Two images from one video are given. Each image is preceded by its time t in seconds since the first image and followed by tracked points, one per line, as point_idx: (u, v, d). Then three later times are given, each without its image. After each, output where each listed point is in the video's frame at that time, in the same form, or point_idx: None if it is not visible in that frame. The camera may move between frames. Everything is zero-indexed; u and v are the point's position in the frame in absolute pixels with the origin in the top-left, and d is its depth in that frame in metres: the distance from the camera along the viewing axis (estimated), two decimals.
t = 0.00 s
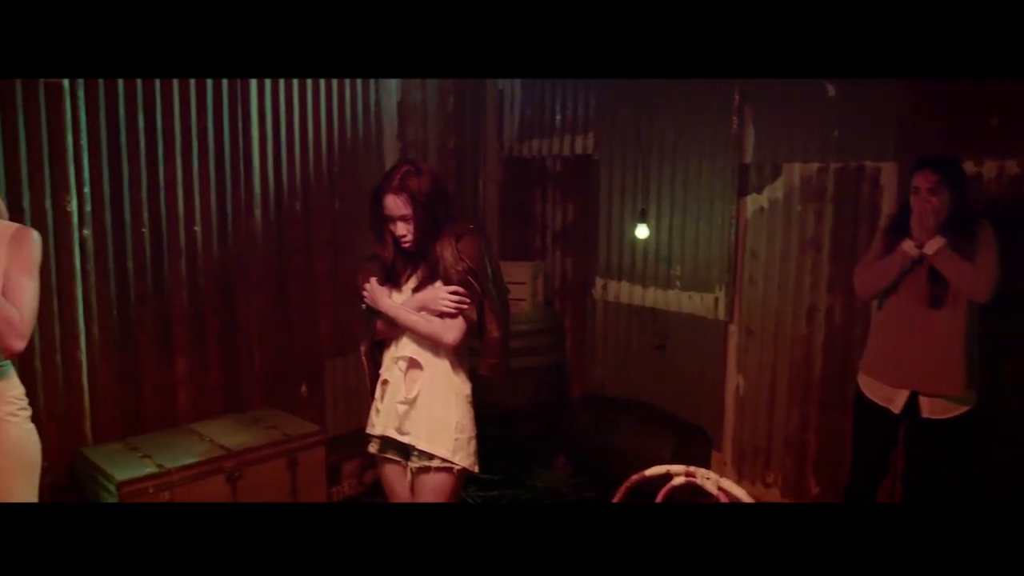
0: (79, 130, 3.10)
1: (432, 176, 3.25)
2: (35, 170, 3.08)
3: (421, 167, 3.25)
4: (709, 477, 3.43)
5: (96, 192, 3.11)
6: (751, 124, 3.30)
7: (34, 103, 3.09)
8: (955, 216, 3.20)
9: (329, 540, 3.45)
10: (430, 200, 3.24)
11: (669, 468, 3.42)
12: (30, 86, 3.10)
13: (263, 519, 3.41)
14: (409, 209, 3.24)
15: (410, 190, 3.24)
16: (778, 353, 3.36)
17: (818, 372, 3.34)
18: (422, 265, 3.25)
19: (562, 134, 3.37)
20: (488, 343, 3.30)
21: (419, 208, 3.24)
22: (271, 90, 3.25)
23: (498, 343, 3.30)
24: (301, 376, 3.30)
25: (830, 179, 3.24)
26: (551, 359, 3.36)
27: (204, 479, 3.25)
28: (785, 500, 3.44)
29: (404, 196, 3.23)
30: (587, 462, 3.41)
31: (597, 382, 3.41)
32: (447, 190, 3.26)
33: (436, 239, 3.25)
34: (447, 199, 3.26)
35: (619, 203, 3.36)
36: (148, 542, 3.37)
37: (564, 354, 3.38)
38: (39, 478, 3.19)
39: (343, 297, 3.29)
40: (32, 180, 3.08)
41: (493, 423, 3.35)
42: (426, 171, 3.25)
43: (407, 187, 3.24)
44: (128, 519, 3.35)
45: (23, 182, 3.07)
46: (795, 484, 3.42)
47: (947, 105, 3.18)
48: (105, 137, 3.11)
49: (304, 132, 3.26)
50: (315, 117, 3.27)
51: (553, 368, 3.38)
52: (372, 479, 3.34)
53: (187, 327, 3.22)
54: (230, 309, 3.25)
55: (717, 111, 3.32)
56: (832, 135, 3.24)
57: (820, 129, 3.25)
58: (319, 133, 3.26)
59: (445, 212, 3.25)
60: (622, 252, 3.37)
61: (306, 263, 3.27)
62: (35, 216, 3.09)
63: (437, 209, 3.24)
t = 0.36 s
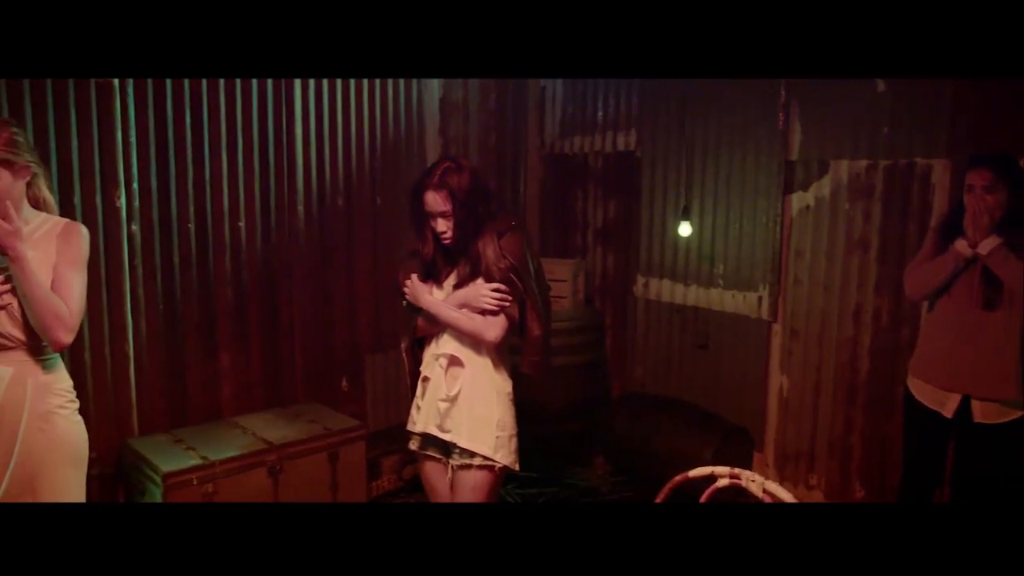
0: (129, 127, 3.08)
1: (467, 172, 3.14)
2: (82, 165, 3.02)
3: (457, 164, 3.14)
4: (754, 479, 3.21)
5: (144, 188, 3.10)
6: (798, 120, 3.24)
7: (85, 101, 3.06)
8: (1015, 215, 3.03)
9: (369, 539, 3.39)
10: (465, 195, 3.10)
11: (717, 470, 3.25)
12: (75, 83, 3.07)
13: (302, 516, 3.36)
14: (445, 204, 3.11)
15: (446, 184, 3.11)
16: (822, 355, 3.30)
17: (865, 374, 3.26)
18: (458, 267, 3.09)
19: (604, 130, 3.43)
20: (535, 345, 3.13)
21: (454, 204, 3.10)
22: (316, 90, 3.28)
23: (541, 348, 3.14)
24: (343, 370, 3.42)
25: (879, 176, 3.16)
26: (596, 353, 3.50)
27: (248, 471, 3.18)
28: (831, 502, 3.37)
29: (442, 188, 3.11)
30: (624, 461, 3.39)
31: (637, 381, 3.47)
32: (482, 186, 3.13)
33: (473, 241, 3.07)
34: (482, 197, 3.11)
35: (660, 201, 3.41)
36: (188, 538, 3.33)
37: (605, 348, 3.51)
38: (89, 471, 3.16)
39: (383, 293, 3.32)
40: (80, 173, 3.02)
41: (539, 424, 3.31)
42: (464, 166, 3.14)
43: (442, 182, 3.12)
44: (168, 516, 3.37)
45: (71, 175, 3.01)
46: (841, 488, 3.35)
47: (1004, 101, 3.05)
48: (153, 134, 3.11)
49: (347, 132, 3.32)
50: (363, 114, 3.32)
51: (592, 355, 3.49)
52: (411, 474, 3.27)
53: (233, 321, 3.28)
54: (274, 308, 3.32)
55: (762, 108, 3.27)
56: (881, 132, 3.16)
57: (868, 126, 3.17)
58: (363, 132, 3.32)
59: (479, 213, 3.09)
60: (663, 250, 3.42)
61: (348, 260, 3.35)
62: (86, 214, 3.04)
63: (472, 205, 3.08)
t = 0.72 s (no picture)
0: (139, 117, 3.08)
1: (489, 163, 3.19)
2: (92, 153, 3.02)
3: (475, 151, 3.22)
4: (768, 471, 3.33)
5: (156, 177, 3.08)
6: (814, 108, 3.21)
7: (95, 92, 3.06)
8: None
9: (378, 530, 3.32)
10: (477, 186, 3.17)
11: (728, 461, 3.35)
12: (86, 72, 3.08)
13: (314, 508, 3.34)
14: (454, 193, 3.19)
15: (457, 176, 3.19)
16: (835, 347, 3.28)
17: (879, 366, 3.23)
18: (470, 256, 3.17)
19: (617, 119, 3.35)
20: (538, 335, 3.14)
21: (463, 193, 3.18)
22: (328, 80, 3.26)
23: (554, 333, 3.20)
24: (353, 359, 3.36)
25: (896, 166, 3.10)
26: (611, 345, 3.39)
27: (259, 459, 3.20)
28: (842, 494, 3.33)
29: (454, 180, 3.19)
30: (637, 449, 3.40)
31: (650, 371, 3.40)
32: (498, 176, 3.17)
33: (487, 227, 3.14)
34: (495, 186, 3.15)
35: (674, 190, 3.35)
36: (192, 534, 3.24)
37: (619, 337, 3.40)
38: (101, 460, 3.15)
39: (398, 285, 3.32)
40: (91, 160, 3.02)
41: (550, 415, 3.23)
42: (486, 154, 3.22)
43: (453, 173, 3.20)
44: (169, 514, 3.31)
45: (82, 163, 3.01)
46: (854, 480, 3.31)
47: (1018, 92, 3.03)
48: (163, 124, 3.09)
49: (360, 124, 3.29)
50: (375, 103, 3.29)
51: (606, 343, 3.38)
52: (421, 464, 3.31)
53: (243, 311, 3.24)
54: (286, 298, 3.27)
55: (780, 98, 3.23)
56: (899, 119, 3.11)
57: (886, 116, 3.13)
58: (376, 121, 3.29)
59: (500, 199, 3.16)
60: (677, 239, 3.38)
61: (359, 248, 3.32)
62: (97, 203, 3.04)
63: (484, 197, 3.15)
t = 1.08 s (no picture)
0: (146, 106, 3.03)
1: (533, 163, 3.31)
2: (100, 141, 2.99)
3: (524, 150, 3.32)
4: (784, 467, 3.32)
5: (162, 166, 3.05)
6: (828, 97, 3.15)
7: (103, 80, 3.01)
8: None
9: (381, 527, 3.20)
10: (522, 186, 3.30)
11: (744, 458, 3.30)
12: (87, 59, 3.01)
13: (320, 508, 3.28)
14: (498, 193, 3.32)
15: (503, 175, 3.32)
16: (849, 340, 3.22)
17: (893, 363, 3.17)
18: (514, 259, 3.29)
19: (627, 110, 3.29)
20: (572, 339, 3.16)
21: (506, 193, 3.31)
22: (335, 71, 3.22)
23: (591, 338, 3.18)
24: (363, 351, 3.40)
25: (911, 158, 3.05)
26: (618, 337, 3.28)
27: (266, 451, 3.11)
28: (854, 491, 3.29)
29: (497, 178, 3.32)
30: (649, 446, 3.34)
31: (659, 364, 3.35)
32: (540, 181, 3.29)
33: (532, 227, 3.28)
34: (537, 188, 3.29)
35: (687, 181, 3.31)
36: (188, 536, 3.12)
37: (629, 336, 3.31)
38: (107, 454, 3.14)
39: (409, 274, 3.43)
40: (98, 150, 2.99)
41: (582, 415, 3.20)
42: (536, 153, 3.31)
43: (499, 170, 3.32)
44: (165, 514, 3.26)
45: (89, 153, 2.99)
46: (865, 475, 3.27)
47: None
48: (171, 113, 3.06)
49: (367, 119, 3.29)
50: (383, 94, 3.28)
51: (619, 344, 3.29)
52: (429, 456, 3.38)
53: (251, 303, 3.20)
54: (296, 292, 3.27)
55: (795, 89, 3.17)
56: (915, 109, 3.07)
57: (901, 107, 3.08)
58: (383, 113, 3.29)
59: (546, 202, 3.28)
60: (686, 231, 3.35)
61: (368, 237, 3.33)
62: (102, 191, 3.01)
63: (528, 197, 3.29)
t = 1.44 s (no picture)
0: (155, 96, 2.78)
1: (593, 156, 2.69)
2: (107, 133, 2.72)
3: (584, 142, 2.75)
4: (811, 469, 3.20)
5: (172, 158, 2.82)
6: (846, 92, 3.00)
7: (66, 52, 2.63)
8: None
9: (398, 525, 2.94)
10: (580, 178, 2.65)
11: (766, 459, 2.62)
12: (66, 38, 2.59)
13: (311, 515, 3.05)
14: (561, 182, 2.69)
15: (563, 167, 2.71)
16: (866, 335, 3.07)
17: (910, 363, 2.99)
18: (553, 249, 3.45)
19: (640, 103, 3.46)
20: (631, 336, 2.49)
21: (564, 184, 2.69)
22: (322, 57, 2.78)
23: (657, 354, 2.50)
24: (374, 347, 3.44)
25: (930, 151, 2.85)
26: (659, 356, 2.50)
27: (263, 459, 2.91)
28: (870, 488, 3.15)
29: (558, 170, 2.74)
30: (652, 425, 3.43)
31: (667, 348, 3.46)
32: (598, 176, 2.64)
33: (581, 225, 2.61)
34: (595, 181, 2.63)
35: (699, 176, 3.39)
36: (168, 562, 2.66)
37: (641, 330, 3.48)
38: (116, 449, 2.80)
39: (417, 270, 3.57)
40: (106, 142, 2.72)
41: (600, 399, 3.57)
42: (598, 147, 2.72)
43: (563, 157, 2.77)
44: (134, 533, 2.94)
45: (97, 145, 2.70)
46: (882, 473, 3.12)
47: None
48: (181, 104, 2.83)
49: (379, 110, 3.32)
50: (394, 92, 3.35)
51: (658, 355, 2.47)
52: (439, 452, 3.30)
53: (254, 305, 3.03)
54: (304, 278, 3.18)
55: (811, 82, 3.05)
56: (935, 100, 2.84)
57: (922, 91, 2.86)
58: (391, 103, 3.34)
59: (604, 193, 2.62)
60: (700, 219, 3.42)
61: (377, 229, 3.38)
62: (112, 185, 2.74)
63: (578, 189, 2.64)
